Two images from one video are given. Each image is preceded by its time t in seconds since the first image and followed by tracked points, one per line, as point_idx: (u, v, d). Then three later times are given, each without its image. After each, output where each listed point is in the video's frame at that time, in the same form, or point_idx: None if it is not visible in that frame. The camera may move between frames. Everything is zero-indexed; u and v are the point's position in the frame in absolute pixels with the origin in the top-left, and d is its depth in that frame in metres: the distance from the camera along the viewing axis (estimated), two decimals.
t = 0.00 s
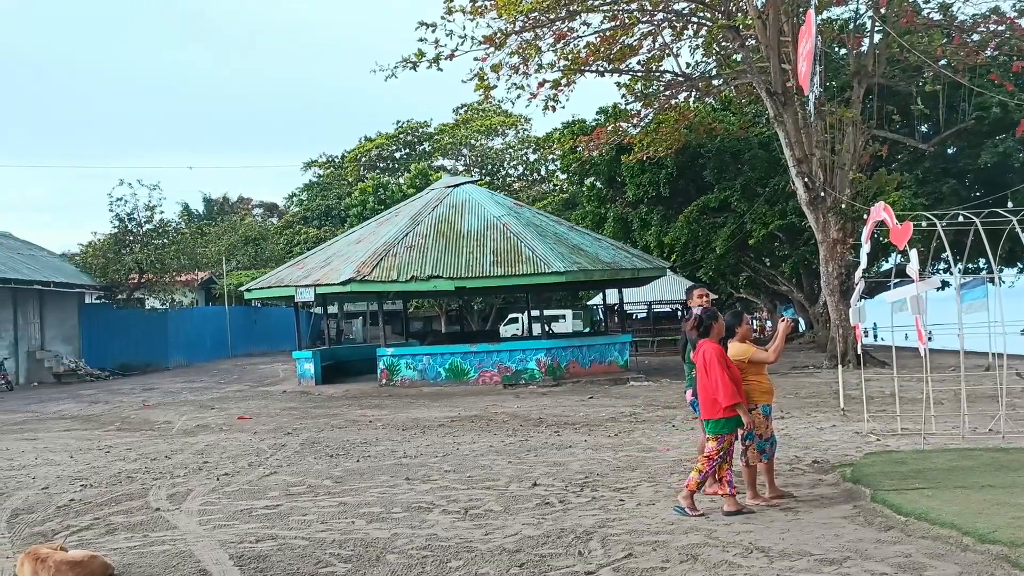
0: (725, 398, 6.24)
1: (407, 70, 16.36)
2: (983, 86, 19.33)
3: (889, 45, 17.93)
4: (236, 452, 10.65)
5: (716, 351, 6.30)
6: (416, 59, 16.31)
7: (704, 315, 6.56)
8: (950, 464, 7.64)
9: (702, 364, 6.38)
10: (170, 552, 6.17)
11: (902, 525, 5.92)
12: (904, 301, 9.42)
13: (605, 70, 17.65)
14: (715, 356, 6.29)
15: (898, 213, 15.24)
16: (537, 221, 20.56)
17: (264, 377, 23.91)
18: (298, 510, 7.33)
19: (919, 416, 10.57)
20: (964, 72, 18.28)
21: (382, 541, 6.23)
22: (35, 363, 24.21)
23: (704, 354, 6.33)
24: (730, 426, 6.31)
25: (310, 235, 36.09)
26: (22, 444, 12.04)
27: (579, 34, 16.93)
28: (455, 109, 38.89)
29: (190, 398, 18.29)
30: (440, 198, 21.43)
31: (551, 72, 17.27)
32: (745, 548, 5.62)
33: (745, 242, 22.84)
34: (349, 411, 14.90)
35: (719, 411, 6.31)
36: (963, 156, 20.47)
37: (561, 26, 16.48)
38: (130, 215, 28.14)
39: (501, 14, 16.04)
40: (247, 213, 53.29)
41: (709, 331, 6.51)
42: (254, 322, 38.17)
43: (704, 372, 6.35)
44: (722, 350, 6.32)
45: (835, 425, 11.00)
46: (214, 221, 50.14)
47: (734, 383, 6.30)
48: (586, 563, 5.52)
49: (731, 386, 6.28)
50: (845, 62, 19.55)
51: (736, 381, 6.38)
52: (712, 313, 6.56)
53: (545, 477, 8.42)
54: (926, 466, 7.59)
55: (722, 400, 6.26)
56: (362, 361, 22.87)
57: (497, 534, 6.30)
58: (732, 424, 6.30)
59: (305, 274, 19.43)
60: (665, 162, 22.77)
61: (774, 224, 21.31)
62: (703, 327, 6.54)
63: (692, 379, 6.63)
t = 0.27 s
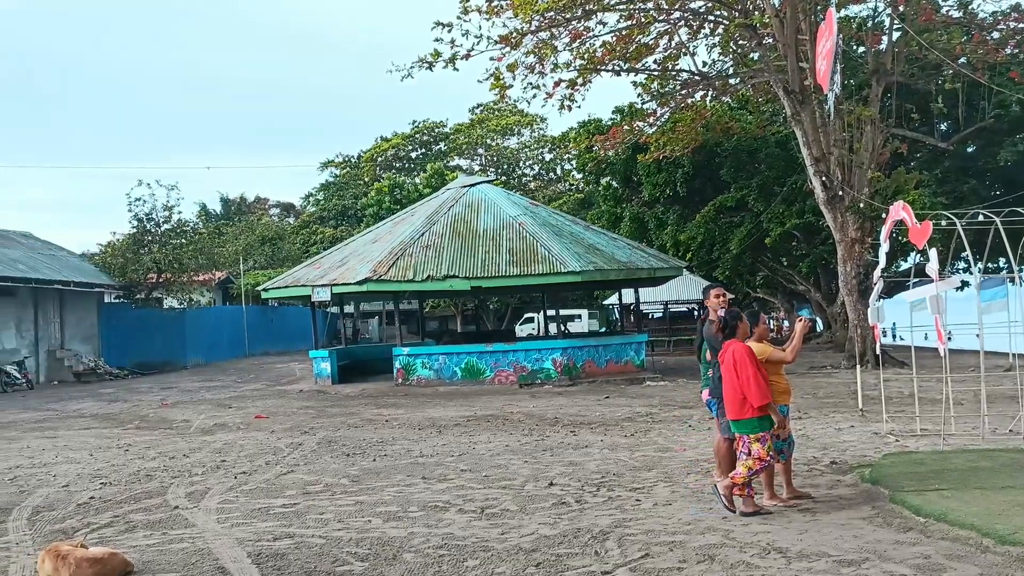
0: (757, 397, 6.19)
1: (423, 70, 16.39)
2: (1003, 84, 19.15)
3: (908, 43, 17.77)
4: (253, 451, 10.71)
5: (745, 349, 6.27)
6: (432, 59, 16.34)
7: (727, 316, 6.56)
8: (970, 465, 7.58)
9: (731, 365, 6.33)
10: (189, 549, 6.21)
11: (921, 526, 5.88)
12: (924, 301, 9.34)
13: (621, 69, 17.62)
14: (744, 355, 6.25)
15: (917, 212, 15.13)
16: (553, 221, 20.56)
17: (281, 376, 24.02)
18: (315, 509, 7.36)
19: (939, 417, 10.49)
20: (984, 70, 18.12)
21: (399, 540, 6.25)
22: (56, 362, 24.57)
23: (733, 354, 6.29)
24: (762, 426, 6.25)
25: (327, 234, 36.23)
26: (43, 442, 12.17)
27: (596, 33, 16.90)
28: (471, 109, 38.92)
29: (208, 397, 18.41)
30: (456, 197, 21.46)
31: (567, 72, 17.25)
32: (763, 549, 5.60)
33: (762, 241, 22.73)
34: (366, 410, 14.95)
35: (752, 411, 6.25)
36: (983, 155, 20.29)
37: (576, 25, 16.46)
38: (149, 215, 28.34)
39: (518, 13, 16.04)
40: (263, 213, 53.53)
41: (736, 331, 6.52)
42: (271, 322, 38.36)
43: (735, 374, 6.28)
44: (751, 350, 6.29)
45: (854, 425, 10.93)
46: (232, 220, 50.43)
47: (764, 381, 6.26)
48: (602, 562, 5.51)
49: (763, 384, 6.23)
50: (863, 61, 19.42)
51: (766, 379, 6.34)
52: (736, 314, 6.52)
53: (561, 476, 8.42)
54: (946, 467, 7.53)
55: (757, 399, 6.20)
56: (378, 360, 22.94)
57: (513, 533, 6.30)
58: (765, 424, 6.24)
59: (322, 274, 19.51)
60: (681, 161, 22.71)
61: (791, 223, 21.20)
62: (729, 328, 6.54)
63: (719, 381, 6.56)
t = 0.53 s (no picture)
0: (781, 397, 6.13)
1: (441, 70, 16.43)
2: None
3: (928, 41, 17.68)
4: (272, 450, 10.77)
5: (769, 348, 6.23)
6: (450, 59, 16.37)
7: (750, 316, 6.46)
8: (992, 466, 7.50)
9: (755, 364, 6.28)
10: (209, 548, 6.25)
11: (943, 528, 5.83)
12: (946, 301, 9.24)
13: (638, 69, 17.58)
14: (768, 354, 6.20)
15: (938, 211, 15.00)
16: (571, 220, 20.54)
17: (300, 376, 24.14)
18: (334, 508, 7.39)
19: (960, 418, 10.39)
20: (1006, 67, 17.93)
21: (417, 539, 6.27)
22: (77, 361, 24.82)
23: (757, 353, 6.25)
24: (788, 427, 6.18)
25: (345, 234, 36.37)
26: (65, 440, 12.29)
27: (613, 32, 16.87)
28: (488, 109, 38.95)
29: (227, 396, 18.54)
30: (474, 197, 21.48)
31: (585, 71, 17.22)
32: (782, 550, 5.56)
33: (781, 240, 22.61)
34: (383, 410, 14.99)
35: (776, 411, 6.19)
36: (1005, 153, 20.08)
37: (594, 24, 16.44)
38: (169, 215, 28.57)
39: (535, 13, 16.04)
40: (282, 213, 53.83)
41: (759, 331, 6.43)
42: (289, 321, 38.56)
43: (760, 374, 6.23)
44: (775, 349, 6.24)
45: (874, 426, 10.85)
46: (251, 220, 50.74)
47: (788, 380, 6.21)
48: (621, 563, 5.50)
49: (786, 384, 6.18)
50: (884, 58, 19.26)
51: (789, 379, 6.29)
52: (758, 313, 6.47)
53: (579, 476, 8.41)
54: (968, 469, 7.45)
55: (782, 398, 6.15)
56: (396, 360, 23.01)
57: (531, 533, 6.30)
58: (790, 425, 6.17)
59: (340, 274, 19.58)
60: (700, 161, 22.64)
61: (810, 222, 21.08)
62: (752, 328, 6.45)
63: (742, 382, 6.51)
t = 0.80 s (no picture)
0: (805, 397, 6.09)
1: (460, 70, 16.46)
2: None
3: (952, 39, 17.55)
4: (293, 449, 10.84)
5: (794, 348, 6.20)
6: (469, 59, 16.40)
7: (774, 316, 6.40)
8: (1017, 468, 7.40)
9: (779, 363, 6.24)
10: (230, 546, 6.30)
11: (967, 530, 5.77)
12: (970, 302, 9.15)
13: (658, 68, 17.53)
14: (792, 354, 6.18)
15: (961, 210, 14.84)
16: (590, 220, 20.52)
17: (321, 375, 24.26)
18: (354, 507, 7.43)
19: (984, 420, 10.28)
20: None
21: (437, 538, 6.29)
22: (100, 359, 25.06)
23: (782, 351, 6.22)
24: (811, 428, 6.13)
25: (365, 235, 36.53)
26: (89, 439, 12.44)
27: (633, 32, 16.83)
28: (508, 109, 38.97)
29: (249, 395, 18.67)
30: (493, 197, 21.51)
31: (604, 71, 17.19)
32: (804, 551, 5.53)
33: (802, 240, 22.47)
34: (403, 409, 15.04)
35: (799, 411, 6.15)
36: None
37: (613, 24, 16.41)
38: (191, 215, 28.83)
39: (555, 13, 16.03)
40: (303, 213, 54.15)
41: (783, 330, 6.40)
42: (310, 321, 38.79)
43: (784, 373, 6.19)
44: (800, 349, 6.21)
45: (897, 427, 10.76)
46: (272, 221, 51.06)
47: (812, 380, 6.17)
48: (641, 563, 5.49)
49: (811, 384, 6.14)
50: (907, 56, 19.09)
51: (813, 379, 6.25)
52: (783, 313, 6.43)
53: (599, 476, 8.40)
54: (993, 470, 7.37)
55: (805, 398, 6.11)
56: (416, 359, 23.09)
57: (551, 533, 6.29)
58: (814, 426, 6.12)
59: (360, 274, 19.66)
60: (720, 160, 22.57)
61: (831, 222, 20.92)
62: (776, 328, 6.40)
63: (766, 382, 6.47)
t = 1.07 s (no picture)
0: (825, 399, 6.03)
1: (480, 70, 16.49)
2: None
3: (976, 37, 17.40)
4: (314, 448, 10.90)
5: (815, 349, 6.13)
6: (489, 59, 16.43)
7: (798, 316, 6.43)
8: None
9: (800, 364, 6.18)
10: (252, 544, 6.35)
11: (991, 532, 5.71)
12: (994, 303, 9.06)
13: (678, 67, 17.47)
14: (813, 355, 6.11)
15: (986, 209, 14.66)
16: (610, 220, 20.48)
17: (341, 375, 24.36)
18: (374, 506, 7.46)
19: (1010, 421, 10.15)
20: None
21: (457, 537, 6.30)
22: (122, 359, 25.22)
23: (803, 353, 6.15)
24: (831, 429, 6.08)
25: (385, 235, 36.66)
26: (112, 437, 12.57)
27: (653, 31, 16.78)
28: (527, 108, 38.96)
29: (270, 395, 18.78)
30: (513, 197, 21.52)
31: (624, 70, 17.15)
32: (825, 553, 5.49)
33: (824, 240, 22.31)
34: (423, 409, 15.08)
35: (819, 413, 6.09)
36: None
37: (633, 23, 16.37)
38: (213, 216, 29.05)
39: (575, 12, 16.02)
40: (323, 213, 54.41)
41: (806, 331, 6.39)
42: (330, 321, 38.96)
43: (805, 374, 6.13)
44: (821, 349, 6.14)
45: (920, 428, 10.65)
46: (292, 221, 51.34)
47: (833, 382, 6.10)
48: (661, 564, 5.47)
49: (831, 385, 6.07)
50: (930, 54, 18.90)
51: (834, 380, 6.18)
52: (806, 314, 6.39)
53: (619, 477, 8.38)
54: (1018, 472, 7.28)
55: (826, 400, 6.05)
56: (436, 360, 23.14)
57: (571, 533, 6.29)
58: (835, 427, 6.07)
59: (380, 274, 19.74)
60: (741, 159, 22.49)
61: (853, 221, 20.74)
62: (799, 328, 6.41)
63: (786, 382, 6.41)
